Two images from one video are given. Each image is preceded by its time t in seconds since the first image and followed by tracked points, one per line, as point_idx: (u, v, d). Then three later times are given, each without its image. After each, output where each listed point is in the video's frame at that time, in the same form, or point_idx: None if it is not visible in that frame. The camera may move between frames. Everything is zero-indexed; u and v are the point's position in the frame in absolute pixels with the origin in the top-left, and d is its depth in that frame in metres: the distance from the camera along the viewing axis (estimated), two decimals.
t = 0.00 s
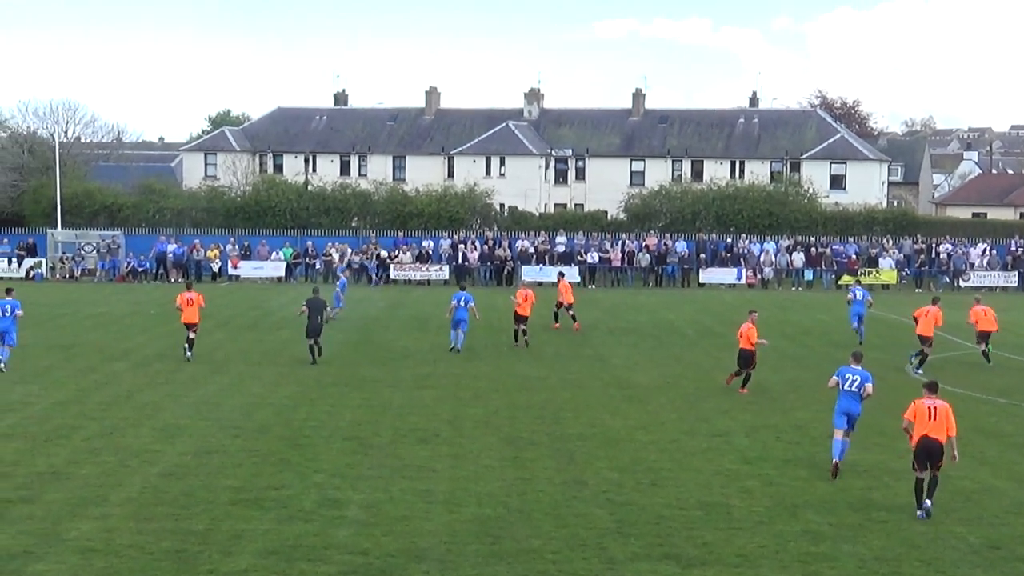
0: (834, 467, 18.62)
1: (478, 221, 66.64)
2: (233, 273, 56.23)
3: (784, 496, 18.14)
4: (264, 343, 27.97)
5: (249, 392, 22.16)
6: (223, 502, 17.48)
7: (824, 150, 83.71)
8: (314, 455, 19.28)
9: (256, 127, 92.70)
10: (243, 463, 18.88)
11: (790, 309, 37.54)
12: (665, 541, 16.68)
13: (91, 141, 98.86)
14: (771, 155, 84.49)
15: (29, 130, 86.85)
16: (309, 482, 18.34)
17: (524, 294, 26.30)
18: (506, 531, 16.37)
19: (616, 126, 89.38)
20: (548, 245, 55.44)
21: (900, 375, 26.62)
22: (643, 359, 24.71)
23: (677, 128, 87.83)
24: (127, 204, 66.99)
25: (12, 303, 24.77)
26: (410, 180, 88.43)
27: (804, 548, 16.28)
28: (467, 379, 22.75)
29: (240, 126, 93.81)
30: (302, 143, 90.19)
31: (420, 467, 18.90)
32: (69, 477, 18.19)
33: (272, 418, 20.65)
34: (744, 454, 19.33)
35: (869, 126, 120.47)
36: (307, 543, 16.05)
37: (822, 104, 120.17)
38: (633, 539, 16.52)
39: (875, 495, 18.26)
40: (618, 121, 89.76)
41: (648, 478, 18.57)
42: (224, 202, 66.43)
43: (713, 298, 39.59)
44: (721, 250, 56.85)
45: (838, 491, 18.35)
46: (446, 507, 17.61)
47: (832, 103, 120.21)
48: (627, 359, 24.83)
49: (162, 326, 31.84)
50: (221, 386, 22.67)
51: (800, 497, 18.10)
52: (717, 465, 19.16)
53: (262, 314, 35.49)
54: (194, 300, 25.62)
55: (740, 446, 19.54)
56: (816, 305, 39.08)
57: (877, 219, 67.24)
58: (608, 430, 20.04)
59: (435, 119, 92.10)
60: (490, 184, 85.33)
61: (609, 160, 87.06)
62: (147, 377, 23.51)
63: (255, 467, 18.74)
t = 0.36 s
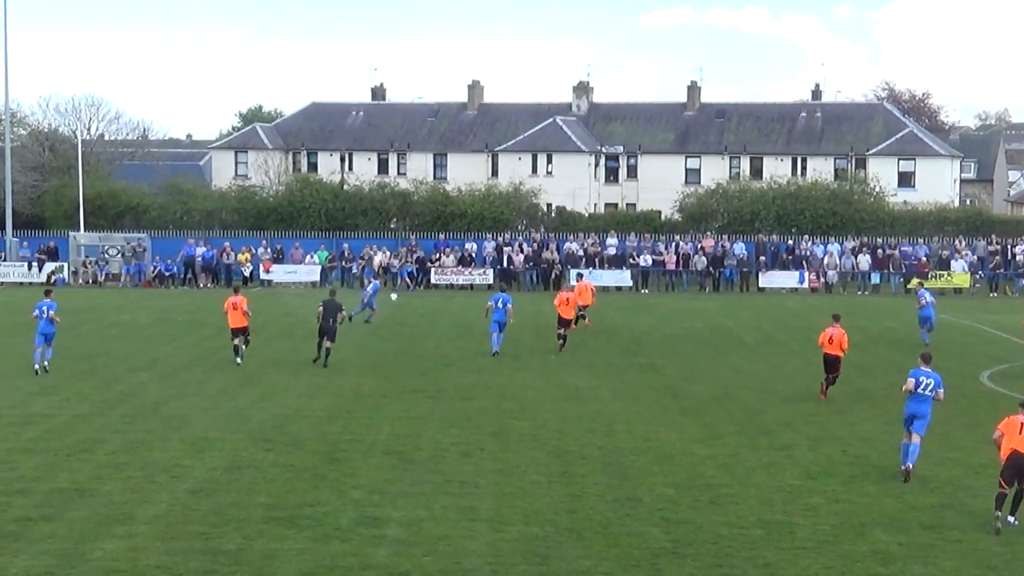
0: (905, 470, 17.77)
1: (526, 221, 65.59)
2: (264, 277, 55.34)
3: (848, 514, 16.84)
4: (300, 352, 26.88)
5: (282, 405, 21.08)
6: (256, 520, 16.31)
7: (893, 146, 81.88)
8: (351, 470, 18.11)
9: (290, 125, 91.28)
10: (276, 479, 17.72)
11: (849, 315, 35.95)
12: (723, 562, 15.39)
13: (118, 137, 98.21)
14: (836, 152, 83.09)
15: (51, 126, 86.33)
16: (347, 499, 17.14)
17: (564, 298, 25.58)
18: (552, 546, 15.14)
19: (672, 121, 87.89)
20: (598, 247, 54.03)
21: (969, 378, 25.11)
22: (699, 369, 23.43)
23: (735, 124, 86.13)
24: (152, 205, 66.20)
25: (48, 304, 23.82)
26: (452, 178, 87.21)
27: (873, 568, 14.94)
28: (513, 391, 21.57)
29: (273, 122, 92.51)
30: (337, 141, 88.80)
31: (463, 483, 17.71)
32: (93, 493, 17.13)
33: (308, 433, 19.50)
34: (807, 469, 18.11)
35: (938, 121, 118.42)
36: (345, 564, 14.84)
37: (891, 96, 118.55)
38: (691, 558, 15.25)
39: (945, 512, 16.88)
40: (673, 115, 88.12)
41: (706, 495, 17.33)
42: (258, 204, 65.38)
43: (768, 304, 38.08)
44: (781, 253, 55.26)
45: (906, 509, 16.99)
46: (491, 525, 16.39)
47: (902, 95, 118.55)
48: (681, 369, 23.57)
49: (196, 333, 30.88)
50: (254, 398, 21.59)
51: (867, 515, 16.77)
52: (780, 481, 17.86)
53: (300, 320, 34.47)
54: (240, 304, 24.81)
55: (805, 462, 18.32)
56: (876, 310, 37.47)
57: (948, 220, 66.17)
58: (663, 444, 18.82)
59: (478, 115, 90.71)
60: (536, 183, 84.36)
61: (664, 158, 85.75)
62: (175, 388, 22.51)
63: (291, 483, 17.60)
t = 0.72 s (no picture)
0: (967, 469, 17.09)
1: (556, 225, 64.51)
2: (278, 287, 54.30)
3: (898, 533, 15.75)
4: (314, 366, 25.81)
5: (299, 423, 20.05)
6: (269, 546, 15.19)
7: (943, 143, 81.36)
8: (370, 491, 17.02)
9: (306, 124, 90.35)
10: (289, 501, 16.61)
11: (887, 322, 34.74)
12: None
13: (123, 142, 96.50)
14: (885, 150, 82.47)
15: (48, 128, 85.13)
16: (366, 522, 16.03)
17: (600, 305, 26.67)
18: (582, 568, 14.03)
19: (710, 120, 87.13)
20: (631, 252, 53.15)
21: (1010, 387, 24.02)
22: (737, 381, 22.36)
23: (777, 121, 85.44)
24: (158, 211, 64.78)
25: (71, 311, 24.43)
26: (477, 181, 86.27)
27: None
28: (543, 407, 20.54)
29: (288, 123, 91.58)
30: (355, 142, 87.69)
31: (490, 504, 16.62)
32: (95, 516, 16.03)
33: (326, 452, 18.44)
34: (854, 486, 17.06)
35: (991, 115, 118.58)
36: None
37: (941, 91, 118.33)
38: None
39: (1002, 531, 15.76)
40: (710, 113, 87.50)
41: (747, 514, 16.27)
42: (267, 211, 63.96)
43: (803, 311, 36.91)
44: (826, 257, 54.56)
45: (960, 528, 15.89)
46: (520, 548, 15.30)
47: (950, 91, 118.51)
48: (717, 380, 22.51)
49: (208, 347, 29.87)
50: (269, 416, 20.54)
51: (919, 535, 15.68)
52: (825, 499, 16.80)
53: (315, 331, 33.44)
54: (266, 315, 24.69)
55: (852, 479, 17.26)
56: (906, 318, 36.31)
57: (1000, 220, 64.78)
58: (702, 460, 17.79)
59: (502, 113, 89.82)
60: (566, 184, 83.45)
61: (702, 157, 84.96)
62: (184, 405, 21.50)
63: (305, 505, 16.50)
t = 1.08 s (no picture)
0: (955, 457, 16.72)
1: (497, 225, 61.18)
2: (206, 292, 51.10)
3: (850, 539, 15.26)
4: (247, 373, 24.91)
5: (229, 433, 19.30)
6: (198, 562, 14.49)
7: (896, 137, 77.14)
8: (304, 503, 16.29)
9: (236, 121, 86.33)
10: (221, 516, 15.87)
11: (840, 320, 34.22)
12: None
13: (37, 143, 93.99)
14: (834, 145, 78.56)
15: None
16: (300, 536, 15.33)
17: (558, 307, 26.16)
18: None
19: (656, 115, 82.99)
20: (575, 253, 50.79)
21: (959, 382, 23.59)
22: (686, 384, 21.78)
23: (724, 115, 81.28)
24: (81, 214, 61.04)
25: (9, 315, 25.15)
26: (415, 180, 82.36)
27: None
28: (485, 413, 19.89)
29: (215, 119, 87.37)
30: (286, 140, 83.97)
31: (429, 515, 15.99)
32: (14, 535, 15.20)
33: (257, 464, 17.67)
34: (805, 492, 16.54)
35: (945, 109, 114.00)
36: None
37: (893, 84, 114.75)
38: None
39: (956, 535, 15.32)
40: (656, 106, 83.55)
41: (696, 521, 15.71)
42: (195, 212, 61.08)
43: (755, 312, 36.29)
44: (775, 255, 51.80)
45: (914, 533, 15.42)
46: (461, 560, 14.64)
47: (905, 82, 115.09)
48: (665, 384, 21.92)
49: (137, 356, 28.76)
50: (197, 427, 19.70)
51: (871, 540, 15.20)
52: (775, 505, 16.27)
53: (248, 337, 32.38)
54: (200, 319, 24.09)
55: (804, 483, 16.77)
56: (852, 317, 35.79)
57: (955, 216, 60.99)
58: (648, 467, 17.20)
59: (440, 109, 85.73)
60: (507, 182, 79.07)
61: (647, 154, 81.03)
62: (109, 416, 20.68)
63: (236, 519, 15.79)
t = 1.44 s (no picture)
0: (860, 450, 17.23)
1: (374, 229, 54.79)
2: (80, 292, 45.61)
3: (721, 542, 15.39)
4: (125, 378, 24.39)
5: (98, 439, 18.98)
6: (66, 567, 14.21)
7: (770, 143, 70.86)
8: (178, 509, 16.10)
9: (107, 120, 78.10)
10: (93, 522, 15.63)
11: (728, 322, 34.35)
12: None
13: None
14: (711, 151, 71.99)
15: None
16: (172, 542, 15.12)
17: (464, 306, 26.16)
18: None
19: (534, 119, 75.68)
20: (453, 256, 46.40)
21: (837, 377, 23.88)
22: (564, 387, 21.76)
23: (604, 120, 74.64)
24: None
25: None
26: (291, 183, 74.31)
27: None
28: (361, 417, 19.75)
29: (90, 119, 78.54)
30: (161, 140, 75.35)
31: (303, 520, 15.90)
32: None
33: (129, 470, 17.41)
34: (679, 495, 16.63)
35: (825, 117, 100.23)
36: None
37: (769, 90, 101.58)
38: None
39: (825, 538, 15.50)
40: (535, 111, 76.10)
41: (570, 525, 15.74)
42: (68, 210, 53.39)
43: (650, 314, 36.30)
44: (653, 260, 48.12)
45: (785, 536, 15.58)
46: (334, 563, 14.55)
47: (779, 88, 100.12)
48: (544, 387, 21.88)
49: (10, 361, 27.88)
50: (65, 434, 19.31)
51: (743, 544, 15.32)
52: (648, 508, 16.38)
53: (126, 340, 31.51)
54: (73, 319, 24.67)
55: (678, 487, 16.85)
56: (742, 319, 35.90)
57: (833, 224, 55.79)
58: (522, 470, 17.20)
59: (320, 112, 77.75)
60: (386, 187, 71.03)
61: (525, 157, 73.81)
62: None
63: (107, 525, 15.58)
